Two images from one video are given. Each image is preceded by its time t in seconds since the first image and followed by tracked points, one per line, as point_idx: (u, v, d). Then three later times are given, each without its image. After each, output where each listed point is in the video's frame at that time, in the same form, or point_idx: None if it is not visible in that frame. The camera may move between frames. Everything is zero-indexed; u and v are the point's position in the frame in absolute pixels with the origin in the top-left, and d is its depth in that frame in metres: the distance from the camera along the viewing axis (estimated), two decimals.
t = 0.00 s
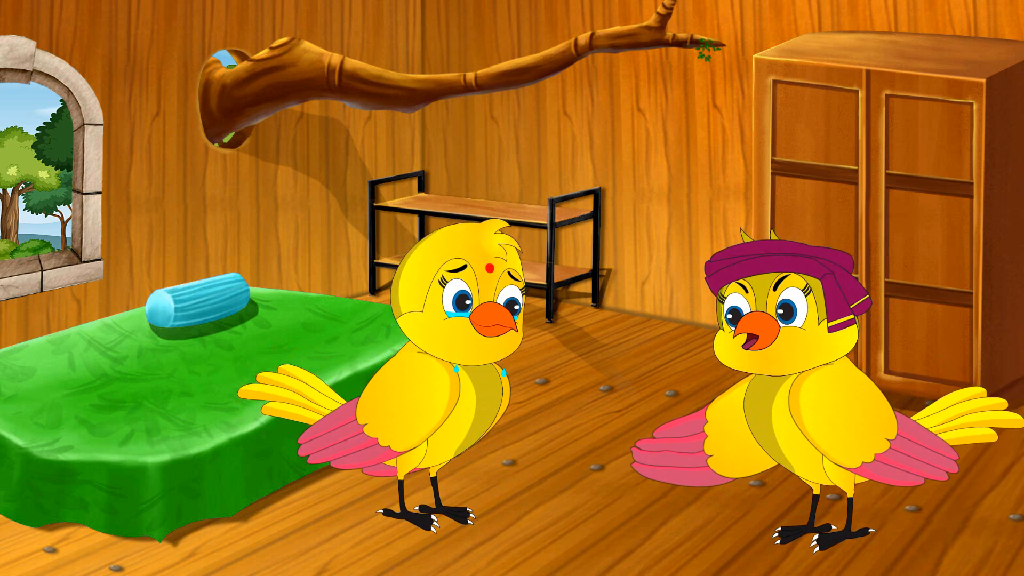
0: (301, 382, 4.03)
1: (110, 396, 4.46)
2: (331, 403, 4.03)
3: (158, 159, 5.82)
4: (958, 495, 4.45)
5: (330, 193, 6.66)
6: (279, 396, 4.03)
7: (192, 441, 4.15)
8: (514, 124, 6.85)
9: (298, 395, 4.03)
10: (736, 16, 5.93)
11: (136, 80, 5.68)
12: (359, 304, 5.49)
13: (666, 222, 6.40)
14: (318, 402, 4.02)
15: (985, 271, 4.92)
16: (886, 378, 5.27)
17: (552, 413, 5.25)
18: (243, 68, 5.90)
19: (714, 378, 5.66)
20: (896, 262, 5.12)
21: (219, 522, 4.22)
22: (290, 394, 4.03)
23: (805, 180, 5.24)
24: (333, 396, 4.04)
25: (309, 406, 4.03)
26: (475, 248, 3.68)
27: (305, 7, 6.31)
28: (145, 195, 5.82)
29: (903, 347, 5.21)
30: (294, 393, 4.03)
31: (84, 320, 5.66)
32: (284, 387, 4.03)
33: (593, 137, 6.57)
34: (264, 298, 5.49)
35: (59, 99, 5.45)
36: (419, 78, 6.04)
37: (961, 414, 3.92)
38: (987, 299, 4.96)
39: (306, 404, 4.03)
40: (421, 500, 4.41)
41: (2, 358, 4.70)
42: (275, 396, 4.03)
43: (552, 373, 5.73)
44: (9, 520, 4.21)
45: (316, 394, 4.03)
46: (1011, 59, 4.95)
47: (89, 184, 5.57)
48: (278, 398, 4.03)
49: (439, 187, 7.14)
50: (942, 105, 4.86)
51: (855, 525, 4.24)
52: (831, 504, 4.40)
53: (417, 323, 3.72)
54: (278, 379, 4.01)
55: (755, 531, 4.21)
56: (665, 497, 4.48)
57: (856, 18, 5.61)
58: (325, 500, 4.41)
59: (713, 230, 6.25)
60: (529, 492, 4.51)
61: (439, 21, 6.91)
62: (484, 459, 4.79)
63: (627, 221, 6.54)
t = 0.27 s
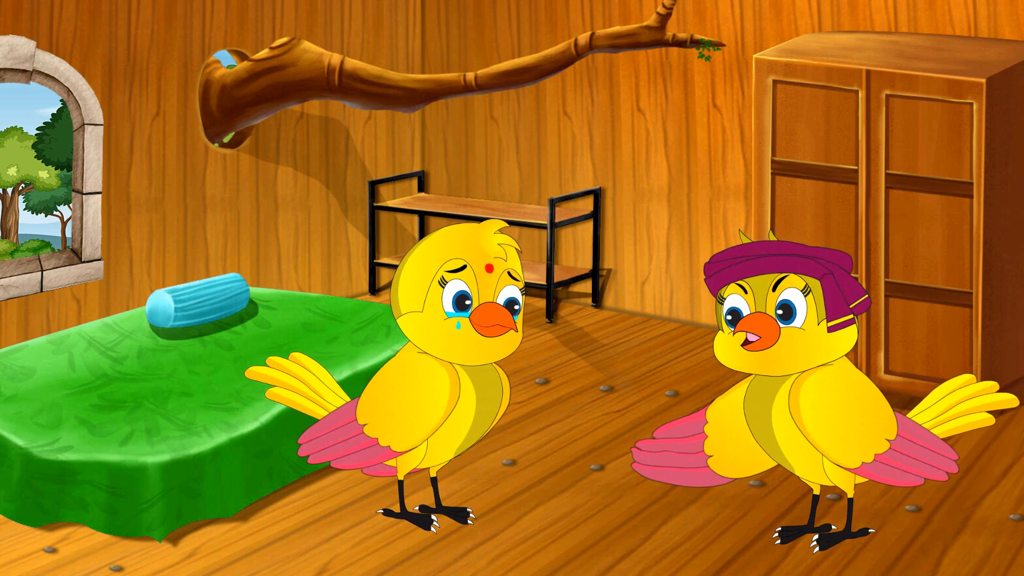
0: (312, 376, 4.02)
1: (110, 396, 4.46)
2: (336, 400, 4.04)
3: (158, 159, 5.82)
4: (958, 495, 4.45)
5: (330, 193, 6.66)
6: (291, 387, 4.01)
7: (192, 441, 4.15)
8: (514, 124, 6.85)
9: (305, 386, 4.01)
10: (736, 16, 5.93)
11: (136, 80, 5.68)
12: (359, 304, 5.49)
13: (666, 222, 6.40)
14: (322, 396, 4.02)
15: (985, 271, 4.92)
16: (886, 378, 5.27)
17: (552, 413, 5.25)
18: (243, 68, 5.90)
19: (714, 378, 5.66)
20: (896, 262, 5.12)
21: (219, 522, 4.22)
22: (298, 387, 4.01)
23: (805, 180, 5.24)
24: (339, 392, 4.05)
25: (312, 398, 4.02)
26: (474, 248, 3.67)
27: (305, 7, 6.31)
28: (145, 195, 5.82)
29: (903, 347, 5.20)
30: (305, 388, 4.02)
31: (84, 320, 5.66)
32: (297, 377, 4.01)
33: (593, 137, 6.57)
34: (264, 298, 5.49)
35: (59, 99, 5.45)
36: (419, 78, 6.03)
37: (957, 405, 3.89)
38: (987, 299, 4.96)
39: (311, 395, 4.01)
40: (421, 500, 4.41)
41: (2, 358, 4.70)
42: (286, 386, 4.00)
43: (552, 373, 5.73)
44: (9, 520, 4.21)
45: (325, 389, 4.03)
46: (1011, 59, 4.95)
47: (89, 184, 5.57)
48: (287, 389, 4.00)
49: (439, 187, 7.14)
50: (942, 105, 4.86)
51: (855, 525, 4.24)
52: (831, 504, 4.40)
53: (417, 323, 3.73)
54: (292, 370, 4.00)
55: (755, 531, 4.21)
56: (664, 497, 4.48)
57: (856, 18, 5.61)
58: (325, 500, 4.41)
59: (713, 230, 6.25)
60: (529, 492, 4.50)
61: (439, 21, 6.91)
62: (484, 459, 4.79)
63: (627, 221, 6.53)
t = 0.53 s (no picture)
0: (316, 372, 4.00)
1: (110, 396, 4.46)
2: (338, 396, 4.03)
3: (158, 159, 5.82)
4: (958, 495, 4.45)
5: (330, 193, 6.66)
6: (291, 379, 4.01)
7: (192, 441, 4.15)
8: (514, 124, 6.85)
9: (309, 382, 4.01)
10: (736, 16, 5.93)
11: (136, 80, 5.68)
12: (359, 304, 5.49)
13: (665, 222, 6.40)
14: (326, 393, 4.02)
15: (985, 271, 4.92)
16: (886, 378, 5.27)
17: (552, 413, 5.25)
18: (243, 68, 5.89)
19: (714, 378, 5.67)
20: (896, 262, 5.12)
21: (219, 522, 4.22)
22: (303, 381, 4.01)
23: (805, 180, 5.24)
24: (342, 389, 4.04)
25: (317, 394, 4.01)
26: (470, 247, 3.66)
27: (305, 7, 6.31)
28: (145, 195, 5.82)
29: (903, 347, 5.21)
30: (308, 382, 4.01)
31: (84, 320, 5.66)
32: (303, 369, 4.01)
33: (593, 137, 6.57)
34: (264, 298, 5.49)
35: (59, 99, 5.45)
36: (420, 78, 6.01)
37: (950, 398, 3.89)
38: (987, 299, 4.96)
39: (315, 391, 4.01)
40: (421, 500, 4.41)
41: (2, 358, 4.70)
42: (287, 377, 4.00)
43: (552, 373, 5.73)
44: (9, 520, 4.21)
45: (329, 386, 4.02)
46: (1011, 59, 4.95)
47: (89, 184, 5.57)
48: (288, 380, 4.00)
49: (439, 187, 7.15)
50: (942, 105, 4.86)
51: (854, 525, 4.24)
52: (831, 504, 4.40)
53: (416, 324, 3.73)
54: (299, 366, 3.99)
55: (755, 531, 4.21)
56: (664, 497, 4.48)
57: (856, 18, 5.61)
58: (325, 500, 4.41)
59: (713, 230, 6.25)
60: (529, 493, 4.51)
61: (439, 21, 6.91)
62: (483, 459, 4.79)
63: (627, 221, 6.53)
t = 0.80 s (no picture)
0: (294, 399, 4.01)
1: (110, 396, 4.46)
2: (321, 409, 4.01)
3: (158, 159, 5.82)
4: (958, 495, 4.45)
5: (330, 193, 6.66)
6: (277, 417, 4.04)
7: (192, 441, 4.15)
8: (514, 124, 6.85)
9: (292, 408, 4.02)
10: (736, 16, 5.93)
11: (136, 80, 5.68)
12: (359, 304, 5.49)
13: (666, 222, 6.40)
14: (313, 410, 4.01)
15: (985, 271, 4.92)
16: (886, 378, 5.27)
17: (552, 414, 5.25)
18: (243, 68, 5.89)
19: (714, 378, 5.67)
20: (896, 262, 5.12)
21: (219, 522, 4.22)
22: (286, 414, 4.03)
23: (805, 180, 5.24)
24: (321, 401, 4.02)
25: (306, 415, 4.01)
26: (465, 246, 3.67)
27: (305, 7, 6.31)
28: (145, 195, 5.82)
29: (903, 347, 5.20)
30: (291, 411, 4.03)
31: (84, 320, 5.66)
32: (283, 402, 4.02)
33: (593, 137, 6.57)
34: (264, 298, 5.49)
35: (59, 99, 5.45)
36: (419, 78, 6.02)
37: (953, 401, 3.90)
38: (987, 299, 4.96)
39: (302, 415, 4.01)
40: (421, 500, 4.41)
41: (2, 358, 4.70)
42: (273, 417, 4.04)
43: (552, 373, 5.73)
44: (9, 520, 4.21)
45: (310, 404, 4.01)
46: (1011, 59, 4.95)
47: (89, 184, 5.57)
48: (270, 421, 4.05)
49: (439, 187, 7.14)
50: (942, 105, 4.86)
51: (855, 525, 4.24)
52: (831, 504, 4.40)
53: (415, 326, 3.72)
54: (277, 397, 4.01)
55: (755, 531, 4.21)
56: (664, 497, 4.48)
57: (856, 18, 5.61)
58: (325, 500, 4.41)
59: (713, 230, 6.25)
60: (529, 493, 4.51)
61: (439, 21, 6.91)
62: (484, 459, 4.79)
63: (627, 221, 6.53)
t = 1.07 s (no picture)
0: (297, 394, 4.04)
1: (110, 396, 4.46)
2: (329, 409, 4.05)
3: (158, 159, 5.82)
4: (958, 495, 4.45)
5: (330, 193, 6.66)
6: (271, 412, 4.02)
7: (192, 441, 4.15)
8: (514, 124, 6.85)
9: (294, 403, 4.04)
10: (736, 16, 5.94)
11: (136, 80, 5.68)
12: (359, 304, 5.49)
13: (665, 222, 6.40)
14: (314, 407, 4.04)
15: (985, 271, 4.92)
16: (886, 378, 5.27)
17: (551, 414, 5.25)
18: (243, 68, 5.89)
19: (714, 378, 5.67)
20: (896, 262, 5.11)
21: (219, 522, 4.22)
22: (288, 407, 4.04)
23: (805, 180, 5.24)
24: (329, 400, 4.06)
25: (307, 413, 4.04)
26: (460, 246, 3.66)
27: (305, 7, 6.31)
28: (145, 195, 5.82)
29: (903, 347, 5.20)
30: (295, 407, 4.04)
31: (84, 320, 5.66)
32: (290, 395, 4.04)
33: (593, 137, 6.57)
34: (264, 298, 5.49)
35: (59, 99, 5.45)
36: (419, 78, 6.00)
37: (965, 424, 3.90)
38: (987, 299, 4.96)
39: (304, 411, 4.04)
40: (421, 500, 4.41)
41: (2, 358, 4.70)
42: (267, 411, 4.01)
43: (552, 373, 5.73)
44: (9, 520, 4.21)
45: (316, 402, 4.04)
46: (1011, 59, 4.95)
47: (89, 184, 5.57)
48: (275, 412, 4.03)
49: (439, 187, 7.15)
50: (942, 105, 4.86)
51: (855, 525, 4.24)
52: (831, 504, 4.40)
53: (414, 327, 3.72)
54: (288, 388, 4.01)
55: (755, 532, 4.21)
56: (665, 497, 4.48)
57: (856, 18, 5.61)
58: (325, 500, 4.41)
59: (713, 230, 6.25)
60: (529, 493, 4.50)
61: (439, 21, 6.91)
62: (484, 459, 4.79)
63: (626, 221, 6.53)
